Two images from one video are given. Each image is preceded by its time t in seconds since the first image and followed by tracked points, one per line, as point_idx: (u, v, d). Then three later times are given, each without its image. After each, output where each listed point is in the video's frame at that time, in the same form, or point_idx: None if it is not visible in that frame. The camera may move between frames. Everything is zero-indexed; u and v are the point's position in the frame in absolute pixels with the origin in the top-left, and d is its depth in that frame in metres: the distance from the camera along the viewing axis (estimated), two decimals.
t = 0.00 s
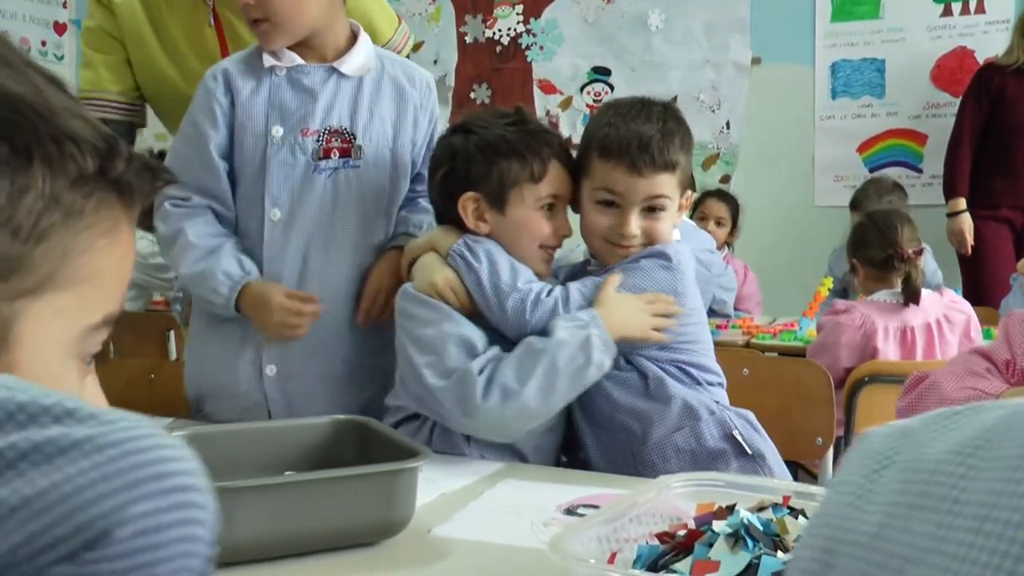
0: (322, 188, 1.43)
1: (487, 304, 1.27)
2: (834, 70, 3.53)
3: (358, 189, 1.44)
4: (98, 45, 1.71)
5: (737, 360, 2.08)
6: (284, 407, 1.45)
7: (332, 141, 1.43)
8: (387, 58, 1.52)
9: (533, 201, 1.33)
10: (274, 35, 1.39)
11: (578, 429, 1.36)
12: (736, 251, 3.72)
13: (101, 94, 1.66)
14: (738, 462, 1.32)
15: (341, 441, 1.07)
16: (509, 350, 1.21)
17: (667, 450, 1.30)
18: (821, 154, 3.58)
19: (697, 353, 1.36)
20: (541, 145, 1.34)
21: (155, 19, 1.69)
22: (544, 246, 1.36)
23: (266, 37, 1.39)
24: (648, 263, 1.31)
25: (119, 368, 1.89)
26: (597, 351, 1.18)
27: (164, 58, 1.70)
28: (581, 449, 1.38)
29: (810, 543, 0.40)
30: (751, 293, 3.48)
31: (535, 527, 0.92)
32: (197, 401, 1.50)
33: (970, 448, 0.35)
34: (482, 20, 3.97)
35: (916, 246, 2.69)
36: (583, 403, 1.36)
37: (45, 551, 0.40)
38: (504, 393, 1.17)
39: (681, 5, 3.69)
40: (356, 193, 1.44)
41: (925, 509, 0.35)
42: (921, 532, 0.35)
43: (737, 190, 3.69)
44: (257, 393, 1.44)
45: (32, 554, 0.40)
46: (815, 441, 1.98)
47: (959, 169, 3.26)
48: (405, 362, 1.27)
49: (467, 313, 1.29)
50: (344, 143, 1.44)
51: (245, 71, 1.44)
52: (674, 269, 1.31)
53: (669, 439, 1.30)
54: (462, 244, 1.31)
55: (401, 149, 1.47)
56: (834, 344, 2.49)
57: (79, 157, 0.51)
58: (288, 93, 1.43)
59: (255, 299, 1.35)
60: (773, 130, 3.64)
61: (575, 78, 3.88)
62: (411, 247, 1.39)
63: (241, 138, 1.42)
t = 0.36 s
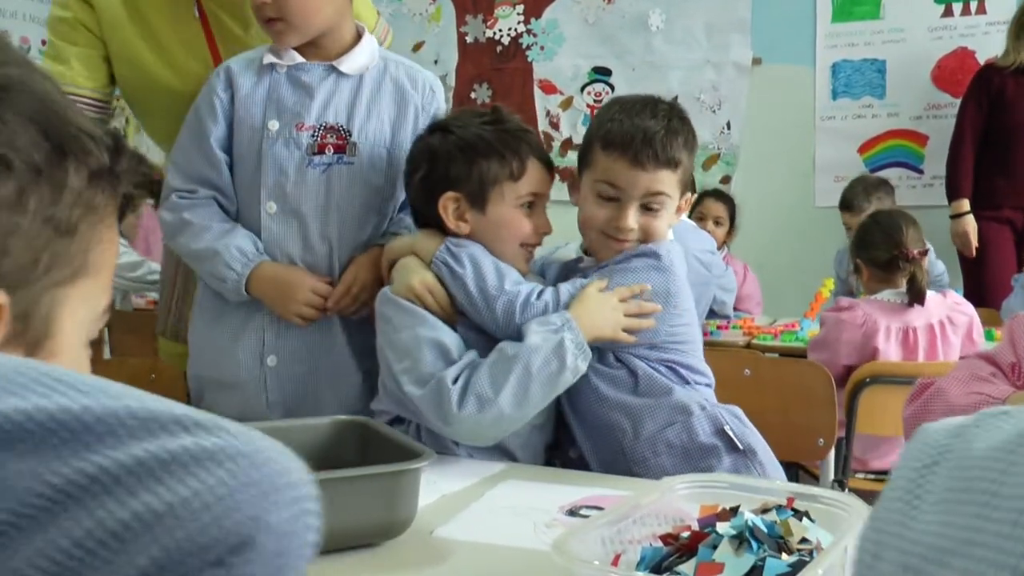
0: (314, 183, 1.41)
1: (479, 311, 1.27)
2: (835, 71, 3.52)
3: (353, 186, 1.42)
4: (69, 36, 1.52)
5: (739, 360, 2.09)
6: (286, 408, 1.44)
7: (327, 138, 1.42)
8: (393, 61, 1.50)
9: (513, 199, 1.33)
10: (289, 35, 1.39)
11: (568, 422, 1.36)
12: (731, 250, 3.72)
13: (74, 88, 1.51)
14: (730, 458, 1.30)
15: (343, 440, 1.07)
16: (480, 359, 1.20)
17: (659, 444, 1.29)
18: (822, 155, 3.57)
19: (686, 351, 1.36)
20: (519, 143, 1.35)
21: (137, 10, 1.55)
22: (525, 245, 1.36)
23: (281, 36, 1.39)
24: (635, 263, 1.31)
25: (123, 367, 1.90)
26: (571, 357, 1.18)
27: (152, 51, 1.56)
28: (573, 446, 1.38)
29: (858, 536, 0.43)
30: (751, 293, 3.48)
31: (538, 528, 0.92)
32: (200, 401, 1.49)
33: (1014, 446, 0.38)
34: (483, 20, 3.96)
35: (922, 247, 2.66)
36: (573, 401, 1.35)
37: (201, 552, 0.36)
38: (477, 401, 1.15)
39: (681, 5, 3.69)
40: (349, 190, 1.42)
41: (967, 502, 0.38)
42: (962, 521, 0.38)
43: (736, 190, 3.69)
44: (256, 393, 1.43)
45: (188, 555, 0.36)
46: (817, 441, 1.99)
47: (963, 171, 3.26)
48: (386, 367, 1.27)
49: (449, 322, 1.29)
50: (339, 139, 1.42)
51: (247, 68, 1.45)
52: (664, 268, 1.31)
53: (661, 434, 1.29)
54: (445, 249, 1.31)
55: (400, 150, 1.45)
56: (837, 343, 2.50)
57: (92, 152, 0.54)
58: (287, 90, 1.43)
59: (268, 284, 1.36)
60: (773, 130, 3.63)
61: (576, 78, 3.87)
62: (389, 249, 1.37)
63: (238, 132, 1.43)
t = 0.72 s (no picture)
0: (315, 183, 1.41)
1: (488, 330, 1.28)
2: (836, 72, 3.52)
3: (353, 187, 1.42)
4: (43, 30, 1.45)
5: (740, 361, 2.09)
6: (288, 408, 1.44)
7: (328, 138, 1.42)
8: (391, 62, 1.50)
9: (496, 198, 1.33)
10: (294, 37, 1.38)
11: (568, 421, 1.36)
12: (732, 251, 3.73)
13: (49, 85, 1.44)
14: (734, 462, 1.31)
15: (345, 442, 1.07)
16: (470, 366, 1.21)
17: (665, 447, 1.30)
18: (823, 156, 3.57)
19: (691, 354, 1.37)
20: (502, 142, 1.34)
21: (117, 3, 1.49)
22: (512, 244, 1.36)
23: (287, 38, 1.38)
24: (647, 266, 1.30)
25: (122, 368, 1.90)
26: (567, 376, 1.19)
27: (130, 43, 1.49)
28: (571, 448, 1.38)
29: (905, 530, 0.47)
30: (752, 294, 3.47)
31: (541, 530, 0.92)
32: (201, 402, 1.49)
33: None
34: (483, 21, 3.96)
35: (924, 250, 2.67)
36: (577, 404, 1.35)
37: None
38: (471, 413, 1.16)
39: (682, 6, 3.68)
40: (350, 191, 1.42)
41: (1005, 508, 0.41)
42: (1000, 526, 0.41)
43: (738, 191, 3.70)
44: (258, 394, 1.43)
45: None
46: (819, 443, 2.00)
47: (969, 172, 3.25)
48: (375, 370, 1.27)
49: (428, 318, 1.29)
50: (340, 140, 1.42)
51: (248, 69, 1.44)
52: (672, 270, 1.31)
53: (666, 436, 1.30)
54: (452, 268, 1.29)
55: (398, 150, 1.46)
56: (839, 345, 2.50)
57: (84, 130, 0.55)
58: (288, 91, 1.42)
59: (270, 279, 1.36)
60: (773, 131, 3.63)
61: (577, 78, 3.87)
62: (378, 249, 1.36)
63: (239, 133, 1.43)
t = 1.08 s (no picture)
0: (314, 185, 1.41)
1: (522, 348, 1.27)
2: (837, 73, 3.51)
3: (351, 187, 1.42)
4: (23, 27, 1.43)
5: (742, 364, 2.09)
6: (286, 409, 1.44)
7: (327, 139, 1.42)
8: (388, 63, 1.50)
9: (487, 199, 1.33)
10: (292, 38, 1.38)
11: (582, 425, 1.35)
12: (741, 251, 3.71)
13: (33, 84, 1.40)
14: (750, 473, 1.34)
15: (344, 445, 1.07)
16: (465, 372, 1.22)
17: (684, 456, 1.32)
18: (824, 156, 3.56)
19: (712, 358, 1.38)
20: (494, 143, 1.34)
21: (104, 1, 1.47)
22: (504, 245, 1.35)
23: (284, 39, 1.38)
24: (681, 275, 1.32)
25: (118, 371, 1.90)
26: (566, 398, 1.18)
27: (118, 42, 1.47)
28: (583, 450, 1.37)
29: (917, 531, 0.49)
30: (754, 296, 3.47)
31: (542, 533, 0.91)
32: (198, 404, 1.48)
33: None
34: (484, 21, 3.95)
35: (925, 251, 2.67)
36: (594, 407, 1.35)
37: None
38: (466, 427, 1.17)
39: (683, 7, 3.68)
40: (349, 191, 1.41)
41: None
42: None
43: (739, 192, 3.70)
44: (255, 393, 1.43)
45: None
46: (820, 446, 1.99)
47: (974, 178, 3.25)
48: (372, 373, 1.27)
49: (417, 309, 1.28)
50: (338, 141, 1.42)
51: (246, 70, 1.44)
52: (704, 278, 1.33)
53: (687, 446, 1.32)
54: (491, 296, 1.26)
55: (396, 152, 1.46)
56: (840, 347, 2.50)
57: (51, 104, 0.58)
58: (286, 92, 1.42)
59: (268, 278, 1.36)
60: (773, 132, 3.63)
61: (577, 79, 3.87)
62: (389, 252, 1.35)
63: (238, 134, 1.42)
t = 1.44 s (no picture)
0: (310, 185, 1.41)
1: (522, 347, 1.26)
2: (837, 75, 3.51)
3: (347, 188, 1.42)
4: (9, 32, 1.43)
5: (742, 366, 2.09)
6: (282, 410, 1.43)
7: (322, 140, 1.42)
8: (382, 65, 1.51)
9: (468, 197, 1.33)
10: (288, 38, 1.39)
11: (586, 427, 1.35)
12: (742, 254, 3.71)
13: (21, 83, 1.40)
14: (753, 477, 1.36)
15: (342, 446, 1.07)
16: (460, 373, 1.22)
17: (691, 461, 1.34)
18: (823, 158, 3.56)
19: (723, 362, 1.39)
20: (475, 141, 1.35)
21: (88, 3, 1.47)
22: (492, 244, 1.35)
23: (280, 38, 1.39)
24: (697, 278, 1.33)
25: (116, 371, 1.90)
26: (560, 398, 1.17)
27: (104, 42, 1.47)
28: (585, 453, 1.37)
29: (906, 532, 0.49)
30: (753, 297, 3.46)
31: (540, 535, 0.91)
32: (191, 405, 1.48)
33: None
34: (484, 22, 3.95)
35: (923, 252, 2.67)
36: (600, 409, 1.35)
37: None
38: (460, 427, 1.17)
39: (683, 8, 3.67)
40: (345, 191, 1.41)
41: None
42: None
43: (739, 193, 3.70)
44: (250, 395, 1.42)
45: None
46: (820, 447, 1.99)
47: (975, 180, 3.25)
48: (369, 374, 1.26)
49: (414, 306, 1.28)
50: (334, 141, 1.42)
51: (241, 70, 1.44)
52: (718, 281, 1.34)
53: (694, 451, 1.33)
54: (503, 306, 1.26)
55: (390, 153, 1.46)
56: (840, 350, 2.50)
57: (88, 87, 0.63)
58: (281, 92, 1.42)
59: (263, 279, 1.35)
60: (772, 134, 3.62)
61: (578, 80, 3.87)
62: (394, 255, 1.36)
63: (233, 133, 1.42)
